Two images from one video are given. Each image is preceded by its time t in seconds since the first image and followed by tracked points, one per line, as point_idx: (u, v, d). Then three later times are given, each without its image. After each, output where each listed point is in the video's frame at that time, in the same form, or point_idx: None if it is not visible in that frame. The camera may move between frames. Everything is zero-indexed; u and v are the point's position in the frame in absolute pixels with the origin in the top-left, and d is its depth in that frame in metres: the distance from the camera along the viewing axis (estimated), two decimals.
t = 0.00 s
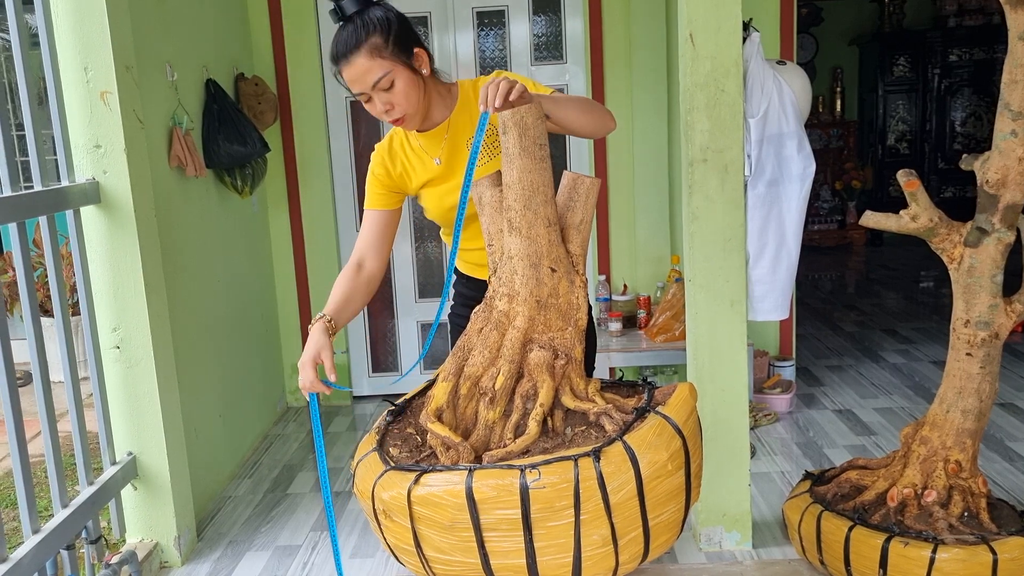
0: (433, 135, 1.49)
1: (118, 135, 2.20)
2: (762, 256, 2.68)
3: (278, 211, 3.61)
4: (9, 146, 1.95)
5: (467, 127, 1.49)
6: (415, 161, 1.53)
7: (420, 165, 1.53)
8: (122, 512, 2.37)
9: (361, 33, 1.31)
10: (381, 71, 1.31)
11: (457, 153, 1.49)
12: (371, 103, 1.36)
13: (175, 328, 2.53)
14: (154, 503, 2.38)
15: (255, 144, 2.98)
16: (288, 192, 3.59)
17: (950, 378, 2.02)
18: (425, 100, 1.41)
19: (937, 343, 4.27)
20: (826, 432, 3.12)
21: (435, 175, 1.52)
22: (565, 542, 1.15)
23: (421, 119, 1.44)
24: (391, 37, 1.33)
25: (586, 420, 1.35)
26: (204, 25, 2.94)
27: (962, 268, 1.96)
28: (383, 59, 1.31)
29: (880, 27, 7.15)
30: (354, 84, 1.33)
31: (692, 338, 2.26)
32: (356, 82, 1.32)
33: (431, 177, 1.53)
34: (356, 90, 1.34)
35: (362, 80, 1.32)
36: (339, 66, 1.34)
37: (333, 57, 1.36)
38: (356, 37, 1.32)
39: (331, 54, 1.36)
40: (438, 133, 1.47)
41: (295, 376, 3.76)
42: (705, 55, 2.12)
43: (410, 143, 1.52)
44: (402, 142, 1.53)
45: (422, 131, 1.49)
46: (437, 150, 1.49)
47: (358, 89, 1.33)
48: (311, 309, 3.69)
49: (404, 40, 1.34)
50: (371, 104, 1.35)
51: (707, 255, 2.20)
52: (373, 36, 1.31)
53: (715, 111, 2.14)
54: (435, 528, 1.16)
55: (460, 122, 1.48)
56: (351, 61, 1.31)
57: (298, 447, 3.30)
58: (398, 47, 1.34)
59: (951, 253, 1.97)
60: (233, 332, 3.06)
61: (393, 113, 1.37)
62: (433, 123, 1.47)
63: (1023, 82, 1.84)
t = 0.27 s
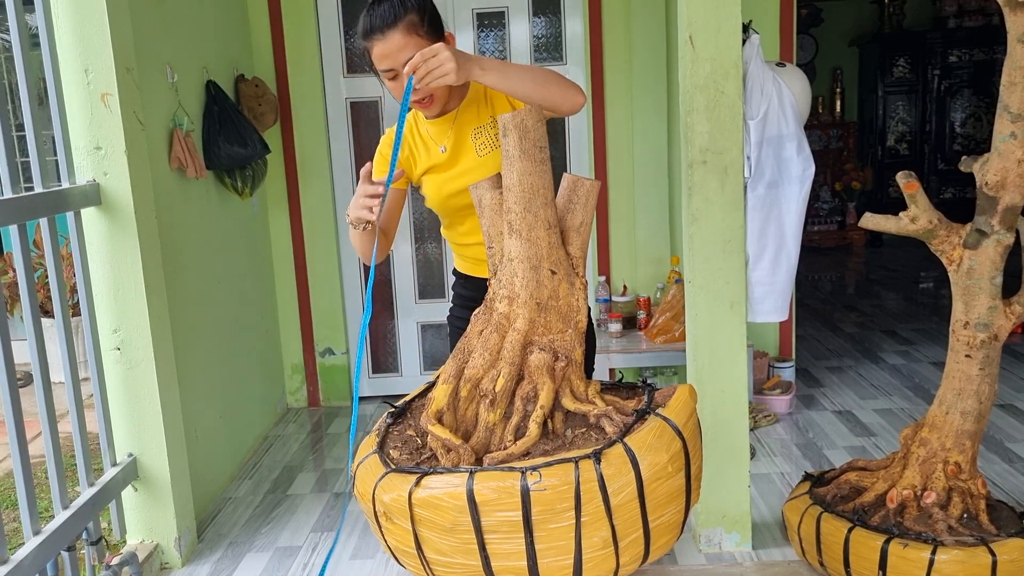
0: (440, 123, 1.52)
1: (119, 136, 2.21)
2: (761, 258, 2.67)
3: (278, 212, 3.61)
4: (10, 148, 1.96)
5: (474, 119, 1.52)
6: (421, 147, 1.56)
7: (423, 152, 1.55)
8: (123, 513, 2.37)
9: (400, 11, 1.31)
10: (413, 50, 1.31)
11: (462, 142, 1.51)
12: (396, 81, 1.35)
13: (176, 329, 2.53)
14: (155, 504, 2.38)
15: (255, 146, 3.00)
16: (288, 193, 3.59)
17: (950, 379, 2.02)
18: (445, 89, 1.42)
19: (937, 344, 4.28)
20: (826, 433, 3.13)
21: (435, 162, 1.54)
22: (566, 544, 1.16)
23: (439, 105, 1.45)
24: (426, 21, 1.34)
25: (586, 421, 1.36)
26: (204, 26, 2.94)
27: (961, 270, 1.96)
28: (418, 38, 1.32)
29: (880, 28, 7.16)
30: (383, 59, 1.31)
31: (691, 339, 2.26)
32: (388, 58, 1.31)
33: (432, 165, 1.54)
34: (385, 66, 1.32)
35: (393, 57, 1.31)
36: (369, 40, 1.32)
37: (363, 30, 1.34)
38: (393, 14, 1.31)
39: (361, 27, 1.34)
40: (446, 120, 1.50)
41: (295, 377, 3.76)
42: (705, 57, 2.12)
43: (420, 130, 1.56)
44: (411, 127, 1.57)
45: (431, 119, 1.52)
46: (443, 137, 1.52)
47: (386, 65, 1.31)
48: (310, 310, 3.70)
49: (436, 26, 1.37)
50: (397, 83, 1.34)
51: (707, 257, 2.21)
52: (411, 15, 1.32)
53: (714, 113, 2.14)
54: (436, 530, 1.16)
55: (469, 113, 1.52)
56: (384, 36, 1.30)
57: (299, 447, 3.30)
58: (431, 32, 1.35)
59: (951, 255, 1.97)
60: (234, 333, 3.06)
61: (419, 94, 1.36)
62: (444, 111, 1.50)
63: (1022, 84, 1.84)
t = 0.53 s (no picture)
0: (459, 118, 1.55)
1: (121, 139, 2.21)
2: (762, 261, 2.66)
3: (279, 214, 3.62)
4: (13, 151, 1.96)
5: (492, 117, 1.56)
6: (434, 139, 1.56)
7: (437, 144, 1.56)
8: (124, 515, 2.38)
9: None
10: (468, 35, 1.34)
11: (479, 136, 1.54)
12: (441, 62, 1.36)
13: (177, 331, 2.53)
14: (157, 506, 2.38)
15: (257, 148, 3.02)
16: (289, 195, 3.60)
17: (949, 381, 2.03)
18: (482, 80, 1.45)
19: (937, 345, 4.29)
20: (826, 434, 3.13)
21: (450, 155, 1.54)
22: (568, 546, 1.16)
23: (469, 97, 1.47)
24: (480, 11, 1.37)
25: (588, 424, 1.36)
26: (205, 28, 2.95)
27: (961, 272, 1.96)
28: (476, 24, 1.34)
29: (880, 28, 7.17)
30: (438, 38, 1.32)
31: (692, 340, 2.26)
32: (444, 37, 1.32)
33: (447, 157, 1.54)
34: (438, 45, 1.33)
35: (450, 36, 1.32)
36: (426, 15, 1.33)
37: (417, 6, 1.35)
38: None
39: (415, 1, 1.34)
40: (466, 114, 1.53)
41: (296, 378, 3.77)
42: (705, 59, 2.13)
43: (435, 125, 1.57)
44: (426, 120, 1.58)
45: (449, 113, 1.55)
46: (461, 129, 1.54)
47: (440, 43, 1.32)
48: (311, 312, 3.70)
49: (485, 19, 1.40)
50: (443, 63, 1.35)
51: (708, 258, 2.21)
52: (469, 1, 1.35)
53: (715, 115, 2.15)
54: (439, 532, 1.17)
55: (490, 111, 1.55)
56: (444, 16, 1.32)
57: (300, 449, 3.31)
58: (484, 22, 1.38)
59: (951, 257, 1.98)
60: (235, 334, 3.07)
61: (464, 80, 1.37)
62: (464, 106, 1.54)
63: (1022, 87, 1.85)
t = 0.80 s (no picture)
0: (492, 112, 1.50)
1: (117, 136, 2.21)
2: (760, 258, 2.67)
3: (277, 212, 3.61)
4: (8, 149, 1.95)
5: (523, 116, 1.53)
6: (459, 127, 1.50)
7: (461, 134, 1.50)
8: (121, 513, 2.37)
9: None
10: (536, 29, 1.32)
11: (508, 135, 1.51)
12: (502, 50, 1.33)
13: (174, 329, 2.53)
14: (154, 504, 2.38)
15: (255, 146, 3.00)
16: (287, 193, 3.59)
17: (948, 379, 2.02)
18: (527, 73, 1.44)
19: (936, 343, 4.28)
20: (825, 432, 3.13)
21: (473, 149, 1.51)
22: (565, 543, 1.15)
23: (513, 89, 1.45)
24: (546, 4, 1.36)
25: (585, 421, 1.35)
26: (202, 25, 2.93)
27: (960, 269, 1.96)
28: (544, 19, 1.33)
29: (880, 26, 7.16)
30: (511, 26, 1.29)
31: (690, 338, 2.26)
32: (518, 25, 1.29)
33: (467, 150, 1.51)
34: (507, 32, 1.30)
35: (523, 26, 1.30)
36: None
37: None
38: None
39: None
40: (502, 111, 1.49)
41: (294, 376, 3.76)
42: (703, 56, 2.12)
43: (464, 112, 1.50)
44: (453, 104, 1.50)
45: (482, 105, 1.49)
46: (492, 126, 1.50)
47: (512, 31, 1.29)
48: (309, 310, 3.69)
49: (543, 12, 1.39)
50: (506, 53, 1.33)
51: (706, 256, 2.20)
52: None
53: (713, 112, 2.14)
54: (435, 530, 1.16)
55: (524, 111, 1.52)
56: (522, 4, 1.29)
57: (298, 447, 3.30)
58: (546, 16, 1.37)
59: (950, 254, 1.97)
60: (232, 332, 3.06)
61: (518, 71, 1.35)
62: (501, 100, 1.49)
63: (1021, 83, 1.84)
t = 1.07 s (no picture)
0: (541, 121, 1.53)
1: (119, 136, 2.20)
2: (763, 257, 2.67)
3: (278, 212, 3.60)
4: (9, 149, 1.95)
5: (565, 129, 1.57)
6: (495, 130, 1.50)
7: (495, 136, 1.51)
8: (122, 514, 2.36)
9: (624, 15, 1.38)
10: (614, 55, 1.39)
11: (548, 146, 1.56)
12: (580, 69, 1.39)
13: (175, 329, 2.52)
14: (156, 505, 2.37)
15: (255, 146, 3.00)
16: (288, 193, 3.59)
17: (951, 379, 2.02)
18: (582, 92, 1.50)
19: (938, 344, 4.27)
20: (827, 433, 3.12)
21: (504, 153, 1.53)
22: (568, 545, 1.15)
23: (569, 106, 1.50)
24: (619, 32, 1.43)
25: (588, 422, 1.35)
26: (203, 25, 2.93)
27: (964, 269, 1.95)
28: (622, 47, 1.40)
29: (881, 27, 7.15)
30: (599, 49, 1.35)
31: (692, 339, 2.25)
32: (605, 50, 1.36)
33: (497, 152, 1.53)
34: (594, 54, 1.35)
35: (607, 51, 1.36)
36: (596, 20, 1.34)
37: (584, 2, 1.34)
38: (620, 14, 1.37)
39: None
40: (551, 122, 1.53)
41: (295, 377, 3.76)
42: (705, 56, 2.11)
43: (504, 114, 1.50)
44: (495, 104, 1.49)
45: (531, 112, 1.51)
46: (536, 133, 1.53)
47: (597, 54, 1.36)
48: (310, 310, 3.69)
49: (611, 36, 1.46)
50: (584, 73, 1.38)
51: (709, 256, 2.20)
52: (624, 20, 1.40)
53: (716, 112, 2.14)
54: (438, 531, 1.16)
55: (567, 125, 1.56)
56: (612, 30, 1.35)
57: (299, 448, 3.30)
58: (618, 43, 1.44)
59: (954, 254, 1.96)
60: (233, 333, 3.06)
61: (586, 92, 1.42)
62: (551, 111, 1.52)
63: None
